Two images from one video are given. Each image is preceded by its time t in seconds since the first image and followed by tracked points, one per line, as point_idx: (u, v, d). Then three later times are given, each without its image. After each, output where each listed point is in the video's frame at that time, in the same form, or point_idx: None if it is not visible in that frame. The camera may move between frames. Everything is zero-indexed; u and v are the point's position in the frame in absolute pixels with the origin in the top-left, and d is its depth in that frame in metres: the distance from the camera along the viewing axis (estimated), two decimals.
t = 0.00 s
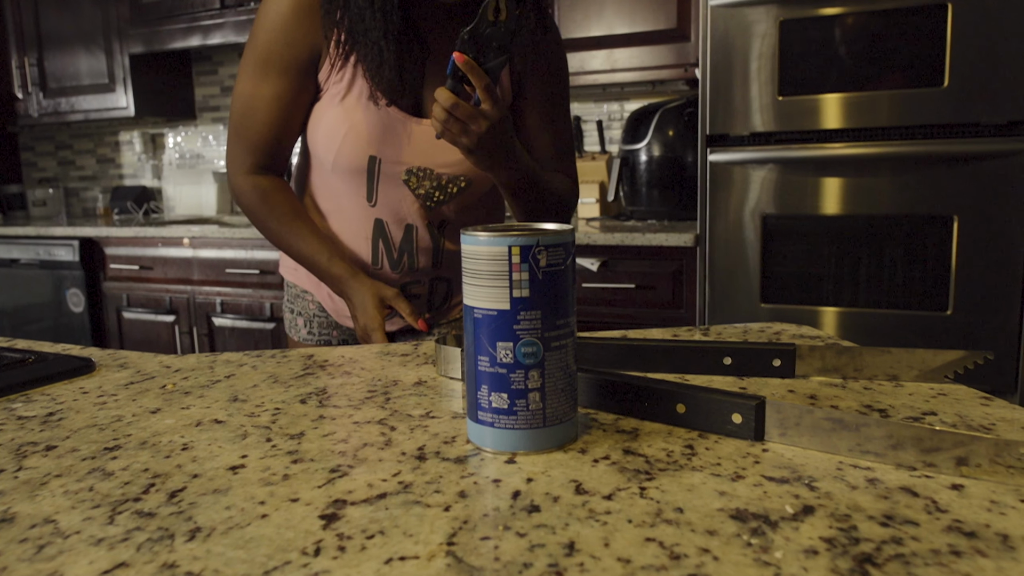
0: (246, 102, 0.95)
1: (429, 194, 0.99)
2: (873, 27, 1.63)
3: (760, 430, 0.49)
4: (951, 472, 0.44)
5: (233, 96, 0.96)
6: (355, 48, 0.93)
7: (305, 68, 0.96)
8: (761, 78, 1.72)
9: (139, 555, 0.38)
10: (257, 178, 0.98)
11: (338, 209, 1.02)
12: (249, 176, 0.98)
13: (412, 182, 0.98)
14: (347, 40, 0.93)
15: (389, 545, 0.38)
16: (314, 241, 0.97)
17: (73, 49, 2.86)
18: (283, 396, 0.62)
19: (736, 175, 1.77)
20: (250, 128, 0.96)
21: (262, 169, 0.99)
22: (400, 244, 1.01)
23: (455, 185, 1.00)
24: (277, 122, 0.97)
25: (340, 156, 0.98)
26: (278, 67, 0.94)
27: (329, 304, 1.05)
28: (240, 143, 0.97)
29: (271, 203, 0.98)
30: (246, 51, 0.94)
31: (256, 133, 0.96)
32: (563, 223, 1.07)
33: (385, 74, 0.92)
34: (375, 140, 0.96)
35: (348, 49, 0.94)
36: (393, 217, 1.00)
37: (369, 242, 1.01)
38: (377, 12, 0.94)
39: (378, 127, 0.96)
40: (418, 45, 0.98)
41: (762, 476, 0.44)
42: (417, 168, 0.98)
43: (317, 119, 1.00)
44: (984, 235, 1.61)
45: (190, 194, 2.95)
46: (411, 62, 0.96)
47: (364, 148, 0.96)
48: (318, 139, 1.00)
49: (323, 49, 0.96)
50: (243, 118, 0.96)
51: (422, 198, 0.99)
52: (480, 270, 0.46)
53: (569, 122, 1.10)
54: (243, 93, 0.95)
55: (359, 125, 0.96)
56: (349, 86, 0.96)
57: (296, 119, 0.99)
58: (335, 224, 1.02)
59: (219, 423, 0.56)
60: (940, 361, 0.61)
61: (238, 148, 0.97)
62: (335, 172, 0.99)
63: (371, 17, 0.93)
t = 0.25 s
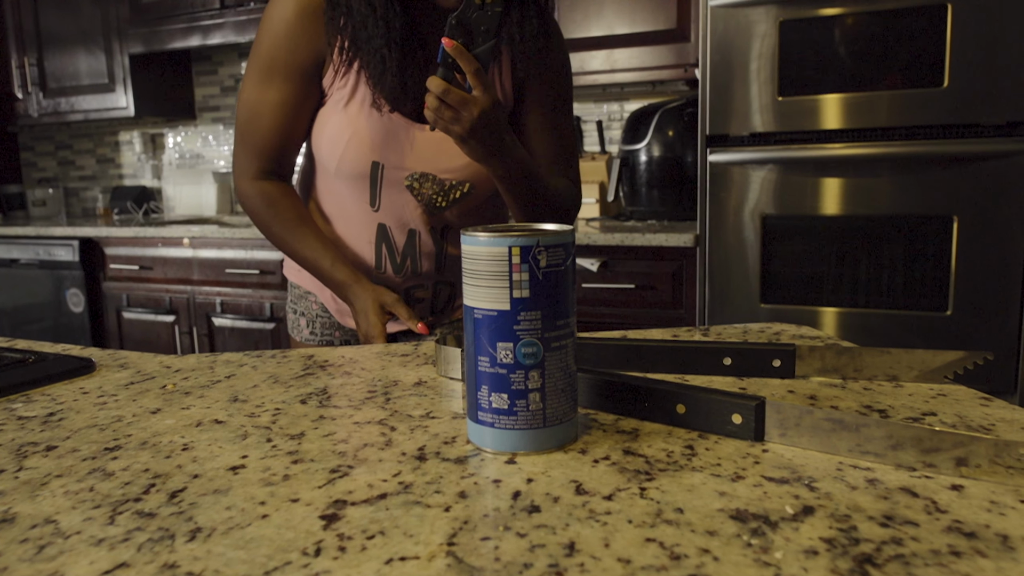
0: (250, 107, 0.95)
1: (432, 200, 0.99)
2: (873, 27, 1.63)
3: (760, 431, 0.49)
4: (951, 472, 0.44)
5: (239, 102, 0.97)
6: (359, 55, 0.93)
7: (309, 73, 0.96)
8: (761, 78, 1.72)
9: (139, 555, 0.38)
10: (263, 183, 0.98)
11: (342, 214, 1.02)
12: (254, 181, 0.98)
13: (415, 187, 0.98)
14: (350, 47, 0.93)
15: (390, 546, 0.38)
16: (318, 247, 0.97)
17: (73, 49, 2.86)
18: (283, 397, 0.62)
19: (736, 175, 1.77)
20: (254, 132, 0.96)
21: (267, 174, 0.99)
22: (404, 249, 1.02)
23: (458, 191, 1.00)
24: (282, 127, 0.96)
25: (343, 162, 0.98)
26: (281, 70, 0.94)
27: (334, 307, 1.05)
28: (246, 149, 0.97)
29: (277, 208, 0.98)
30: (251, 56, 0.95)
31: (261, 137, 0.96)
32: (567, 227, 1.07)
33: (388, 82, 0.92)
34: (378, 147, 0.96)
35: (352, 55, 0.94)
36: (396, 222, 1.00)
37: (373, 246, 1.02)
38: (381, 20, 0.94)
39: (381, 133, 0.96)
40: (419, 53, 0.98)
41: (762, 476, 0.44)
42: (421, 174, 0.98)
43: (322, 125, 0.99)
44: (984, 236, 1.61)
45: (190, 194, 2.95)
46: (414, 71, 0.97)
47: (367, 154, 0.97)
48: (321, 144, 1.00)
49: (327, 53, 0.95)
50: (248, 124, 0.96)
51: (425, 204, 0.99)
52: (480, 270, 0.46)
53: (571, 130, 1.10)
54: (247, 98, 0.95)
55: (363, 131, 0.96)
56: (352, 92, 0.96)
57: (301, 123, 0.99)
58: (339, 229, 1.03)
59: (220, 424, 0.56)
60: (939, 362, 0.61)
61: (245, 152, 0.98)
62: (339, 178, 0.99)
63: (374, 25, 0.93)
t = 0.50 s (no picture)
0: (257, 114, 0.96)
1: (436, 206, 1.00)
2: (873, 27, 1.63)
3: (761, 430, 0.49)
4: (952, 471, 0.44)
5: (245, 109, 0.97)
6: (364, 63, 0.94)
7: (315, 79, 0.96)
8: (762, 78, 1.72)
9: (141, 553, 0.38)
10: (272, 191, 0.99)
11: (346, 220, 1.02)
12: (263, 189, 0.98)
13: (418, 193, 0.99)
14: (355, 55, 0.94)
15: (391, 544, 0.38)
16: (321, 254, 0.97)
17: (74, 49, 2.87)
18: (284, 396, 0.62)
19: (737, 175, 1.77)
20: (262, 140, 0.96)
21: (276, 182, 0.99)
22: (408, 254, 1.02)
23: (462, 196, 1.00)
24: (289, 134, 0.97)
25: (348, 168, 0.98)
26: (288, 77, 0.94)
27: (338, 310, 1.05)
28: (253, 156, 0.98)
29: (285, 216, 0.98)
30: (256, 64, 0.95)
31: (268, 145, 0.97)
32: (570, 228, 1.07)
33: (392, 90, 0.93)
34: (383, 153, 0.97)
35: (357, 62, 0.94)
36: (401, 227, 1.00)
37: (377, 252, 1.02)
38: (385, 28, 0.94)
39: (386, 139, 0.97)
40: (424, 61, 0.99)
41: (763, 476, 0.44)
42: (425, 180, 0.98)
43: (327, 131, 1.00)
44: (985, 235, 1.61)
45: (191, 194, 2.96)
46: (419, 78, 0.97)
47: (372, 160, 0.97)
48: (327, 151, 1.00)
49: (333, 59, 0.96)
50: (255, 132, 0.96)
51: (429, 209, 1.00)
52: (482, 270, 0.46)
53: (577, 137, 1.10)
54: (253, 106, 0.96)
55: (368, 137, 0.96)
56: (358, 98, 0.96)
57: (308, 129, 1.00)
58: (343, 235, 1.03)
59: (221, 423, 0.56)
60: (940, 362, 0.61)
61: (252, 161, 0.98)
62: (343, 184, 0.99)
63: (379, 34, 0.94)
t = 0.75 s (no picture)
0: (260, 117, 0.96)
1: (438, 211, 1.00)
2: (871, 26, 1.63)
3: (757, 427, 0.50)
4: (948, 468, 0.44)
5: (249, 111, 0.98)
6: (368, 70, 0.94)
7: (317, 83, 0.96)
8: (760, 76, 1.72)
9: (137, 550, 0.38)
10: (274, 193, 0.99)
11: (348, 222, 1.02)
12: (265, 191, 0.99)
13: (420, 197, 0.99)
14: (359, 60, 0.94)
15: (388, 542, 0.38)
16: (322, 255, 0.98)
17: (70, 46, 2.86)
18: (282, 394, 0.62)
19: (734, 173, 1.77)
20: (264, 142, 0.97)
21: (279, 184, 1.00)
22: (409, 257, 1.02)
23: (464, 201, 1.00)
24: (291, 136, 0.97)
25: (349, 171, 0.98)
26: (290, 81, 0.94)
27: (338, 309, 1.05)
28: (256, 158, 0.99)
29: (286, 218, 0.99)
30: (260, 67, 0.96)
31: (270, 147, 0.97)
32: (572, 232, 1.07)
33: (395, 96, 0.93)
34: (385, 157, 0.97)
35: (361, 66, 0.94)
36: (402, 231, 1.01)
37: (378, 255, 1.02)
38: (389, 32, 0.93)
39: (387, 143, 0.97)
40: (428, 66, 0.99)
41: (759, 473, 0.44)
42: (427, 184, 0.98)
43: (329, 134, 1.00)
44: (982, 234, 1.61)
45: (188, 192, 2.95)
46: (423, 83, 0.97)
47: (374, 164, 0.97)
48: (328, 154, 1.00)
49: (337, 63, 0.96)
50: (258, 134, 0.97)
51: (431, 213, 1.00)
52: (479, 267, 0.46)
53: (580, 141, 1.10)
54: (257, 108, 0.96)
55: (369, 141, 0.97)
56: (360, 102, 0.96)
57: (311, 133, 1.00)
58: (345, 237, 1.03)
59: (218, 420, 0.56)
60: (935, 359, 0.61)
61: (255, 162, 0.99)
62: (345, 187, 1.00)
63: (383, 38, 0.93)
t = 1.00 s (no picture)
0: (271, 128, 0.98)
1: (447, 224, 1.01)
2: (872, 26, 1.63)
3: (759, 428, 0.50)
4: (951, 469, 0.44)
5: (260, 124, 0.99)
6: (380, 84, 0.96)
7: (328, 95, 0.99)
8: (761, 77, 1.72)
9: (141, 552, 0.38)
10: (283, 204, 1.00)
11: (359, 233, 1.04)
12: (274, 202, 0.99)
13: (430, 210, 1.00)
14: (370, 74, 0.97)
15: (391, 542, 0.38)
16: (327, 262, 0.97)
17: (72, 48, 2.86)
18: (284, 395, 0.62)
19: (735, 174, 1.77)
20: (274, 153, 0.98)
21: (288, 195, 1.00)
22: (418, 268, 1.03)
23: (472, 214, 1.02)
24: (302, 146, 0.99)
25: (360, 184, 1.00)
26: (303, 91, 0.97)
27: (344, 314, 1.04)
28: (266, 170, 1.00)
29: (294, 228, 0.99)
30: (270, 79, 0.98)
31: (281, 157, 0.98)
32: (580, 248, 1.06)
33: (406, 109, 0.95)
34: (395, 170, 0.99)
35: (372, 80, 0.97)
36: (412, 243, 1.02)
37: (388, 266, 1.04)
38: (400, 47, 0.96)
39: (397, 156, 0.99)
40: (438, 80, 1.01)
41: (762, 473, 0.44)
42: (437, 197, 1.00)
43: (340, 147, 1.02)
44: (984, 234, 1.61)
45: (190, 193, 2.96)
46: (434, 97, 0.99)
47: (384, 177, 0.99)
48: (339, 167, 1.02)
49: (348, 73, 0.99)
50: (269, 145, 0.99)
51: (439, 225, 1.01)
52: (481, 268, 0.47)
53: (588, 155, 1.11)
54: (269, 120, 0.98)
55: (379, 154, 0.99)
56: (371, 115, 0.99)
57: (322, 143, 1.01)
58: (355, 249, 1.05)
59: (221, 422, 0.56)
60: (938, 360, 0.61)
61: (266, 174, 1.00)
62: (356, 199, 1.02)
63: (394, 53, 0.95)
